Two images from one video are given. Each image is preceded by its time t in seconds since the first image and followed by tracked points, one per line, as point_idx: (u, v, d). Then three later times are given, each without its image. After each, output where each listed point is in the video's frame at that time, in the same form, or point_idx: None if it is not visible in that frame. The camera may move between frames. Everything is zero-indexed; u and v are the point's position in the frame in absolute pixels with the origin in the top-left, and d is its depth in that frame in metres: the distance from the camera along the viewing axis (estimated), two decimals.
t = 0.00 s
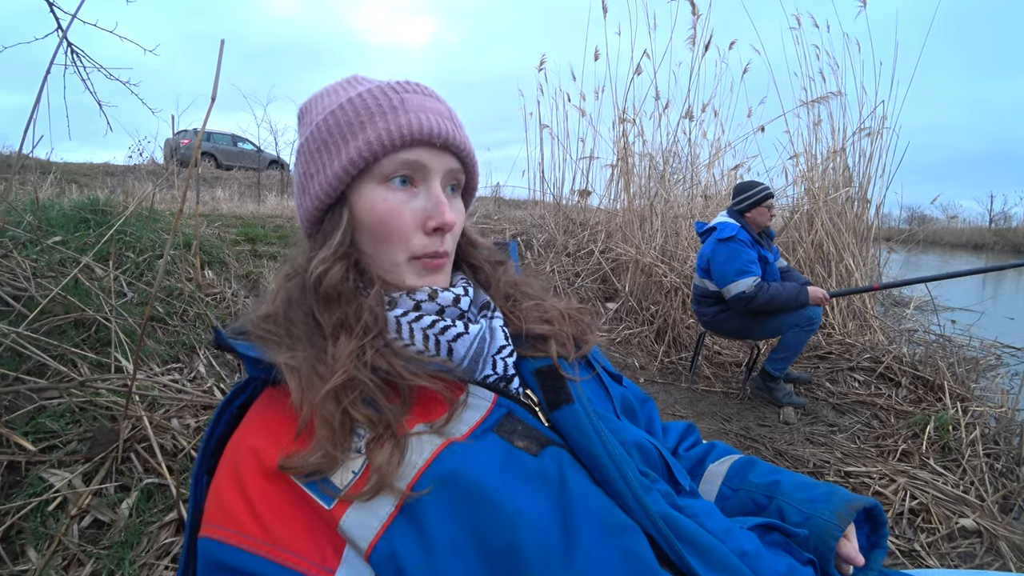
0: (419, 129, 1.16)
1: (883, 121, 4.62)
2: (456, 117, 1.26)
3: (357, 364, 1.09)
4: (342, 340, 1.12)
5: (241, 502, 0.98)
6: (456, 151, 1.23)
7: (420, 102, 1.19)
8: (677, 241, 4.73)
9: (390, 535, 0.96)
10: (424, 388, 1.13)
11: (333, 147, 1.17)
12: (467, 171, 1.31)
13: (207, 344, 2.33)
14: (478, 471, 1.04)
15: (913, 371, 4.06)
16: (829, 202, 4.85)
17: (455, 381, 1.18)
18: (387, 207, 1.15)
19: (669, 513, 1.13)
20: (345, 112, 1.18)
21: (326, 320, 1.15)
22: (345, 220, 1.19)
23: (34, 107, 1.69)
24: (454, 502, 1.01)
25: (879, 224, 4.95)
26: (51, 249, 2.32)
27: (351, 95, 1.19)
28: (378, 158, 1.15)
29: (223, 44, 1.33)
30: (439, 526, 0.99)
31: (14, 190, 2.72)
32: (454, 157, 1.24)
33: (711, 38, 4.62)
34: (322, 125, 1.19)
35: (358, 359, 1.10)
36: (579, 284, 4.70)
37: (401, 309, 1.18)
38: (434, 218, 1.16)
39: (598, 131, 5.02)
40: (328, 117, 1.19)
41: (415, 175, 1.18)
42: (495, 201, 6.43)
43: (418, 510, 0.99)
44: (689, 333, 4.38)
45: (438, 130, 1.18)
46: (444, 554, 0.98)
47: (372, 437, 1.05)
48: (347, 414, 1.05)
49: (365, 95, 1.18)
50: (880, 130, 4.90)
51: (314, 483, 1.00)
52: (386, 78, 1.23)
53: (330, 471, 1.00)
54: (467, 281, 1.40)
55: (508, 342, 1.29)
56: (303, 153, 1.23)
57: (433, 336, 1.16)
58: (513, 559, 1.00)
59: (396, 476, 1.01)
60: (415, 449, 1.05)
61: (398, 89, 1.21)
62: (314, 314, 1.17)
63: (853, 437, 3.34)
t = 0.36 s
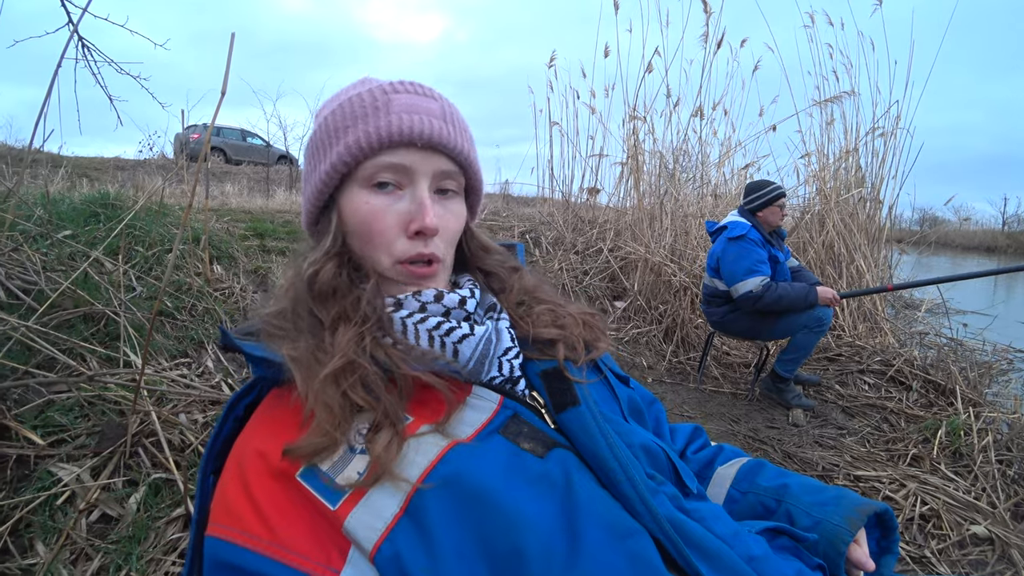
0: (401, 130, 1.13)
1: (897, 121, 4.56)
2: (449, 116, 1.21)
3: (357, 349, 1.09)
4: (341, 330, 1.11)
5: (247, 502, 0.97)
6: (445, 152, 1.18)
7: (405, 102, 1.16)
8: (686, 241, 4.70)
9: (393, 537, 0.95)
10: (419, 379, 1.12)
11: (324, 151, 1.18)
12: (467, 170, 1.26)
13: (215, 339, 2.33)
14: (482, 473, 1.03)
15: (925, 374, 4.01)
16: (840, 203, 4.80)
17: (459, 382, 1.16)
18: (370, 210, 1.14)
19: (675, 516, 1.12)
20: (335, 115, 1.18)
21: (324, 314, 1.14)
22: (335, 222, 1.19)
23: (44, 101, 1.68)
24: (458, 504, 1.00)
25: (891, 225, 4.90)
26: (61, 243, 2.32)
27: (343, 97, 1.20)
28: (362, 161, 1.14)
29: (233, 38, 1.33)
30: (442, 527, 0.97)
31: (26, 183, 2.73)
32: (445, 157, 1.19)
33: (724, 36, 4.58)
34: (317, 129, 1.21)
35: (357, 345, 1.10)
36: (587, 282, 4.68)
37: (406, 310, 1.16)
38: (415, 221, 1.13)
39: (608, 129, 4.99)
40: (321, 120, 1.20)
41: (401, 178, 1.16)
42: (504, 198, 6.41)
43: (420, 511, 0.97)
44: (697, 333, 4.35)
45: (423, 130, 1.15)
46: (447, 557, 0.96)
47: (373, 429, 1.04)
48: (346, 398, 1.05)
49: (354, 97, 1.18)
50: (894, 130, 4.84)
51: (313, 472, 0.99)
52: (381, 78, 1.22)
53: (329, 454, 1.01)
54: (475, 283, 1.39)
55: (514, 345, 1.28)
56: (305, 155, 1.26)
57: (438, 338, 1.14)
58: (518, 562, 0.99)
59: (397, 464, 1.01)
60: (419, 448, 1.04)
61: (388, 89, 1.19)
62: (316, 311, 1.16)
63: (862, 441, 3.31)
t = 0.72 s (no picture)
0: (405, 135, 1.12)
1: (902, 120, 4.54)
2: (460, 119, 1.19)
3: (348, 344, 1.10)
4: (330, 327, 1.11)
5: (248, 494, 0.99)
6: (451, 160, 1.17)
7: (414, 103, 1.14)
8: (689, 240, 4.70)
9: (393, 530, 0.96)
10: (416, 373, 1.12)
11: (331, 143, 1.19)
12: (477, 176, 1.24)
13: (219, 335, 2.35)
14: (483, 468, 1.04)
15: (928, 374, 4.00)
16: (845, 202, 4.78)
17: (461, 378, 1.18)
18: (367, 213, 1.14)
19: (675, 513, 1.13)
20: (346, 105, 1.18)
21: (314, 312, 1.15)
22: (332, 218, 1.20)
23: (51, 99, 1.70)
24: (458, 499, 1.01)
25: (895, 224, 4.88)
26: (68, 239, 2.35)
27: (357, 87, 1.19)
28: (365, 162, 1.14)
29: (236, 34, 1.36)
30: (443, 522, 0.98)
31: (34, 181, 2.76)
32: (451, 164, 1.18)
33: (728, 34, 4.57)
34: (329, 117, 1.21)
35: (347, 340, 1.11)
36: (590, 280, 4.68)
37: (408, 309, 1.16)
38: (412, 231, 1.13)
39: (612, 127, 4.99)
40: (334, 107, 1.20)
41: (402, 182, 1.15)
42: (507, 197, 6.42)
43: (420, 504, 0.98)
44: (700, 332, 4.35)
45: (427, 137, 1.13)
46: (448, 552, 0.97)
47: (369, 419, 1.05)
48: (339, 392, 1.06)
49: (367, 89, 1.17)
50: (899, 128, 4.83)
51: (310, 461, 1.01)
52: (396, 70, 1.20)
53: (325, 445, 1.01)
54: (477, 281, 1.40)
55: (516, 340, 1.29)
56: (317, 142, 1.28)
57: (440, 336, 1.15)
58: (518, 558, 1.00)
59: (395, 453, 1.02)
60: (419, 441, 1.05)
61: (399, 86, 1.17)
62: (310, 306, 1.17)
63: (865, 440, 3.30)
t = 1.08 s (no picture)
0: (455, 133, 1.16)
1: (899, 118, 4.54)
2: (495, 122, 1.25)
3: (360, 358, 1.11)
4: (343, 337, 1.13)
5: (250, 492, 1.00)
6: (489, 160, 1.22)
7: (460, 103, 1.18)
8: (688, 239, 4.72)
9: (398, 529, 0.97)
10: (430, 381, 1.14)
11: (364, 136, 1.17)
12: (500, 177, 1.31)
13: (219, 337, 2.36)
14: (488, 466, 1.05)
15: (927, 371, 4.01)
16: (843, 200, 4.79)
17: (466, 376, 1.19)
18: (409, 208, 1.15)
19: (678, 511, 1.14)
20: (382, 100, 1.17)
21: (328, 317, 1.17)
22: (365, 214, 1.18)
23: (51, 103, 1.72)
24: (463, 497, 1.02)
25: (894, 222, 4.89)
26: (68, 244, 2.36)
27: (392, 83, 1.19)
28: (408, 156, 1.15)
29: (235, 41, 1.40)
30: (448, 520, 0.99)
31: (34, 185, 2.77)
32: (486, 163, 1.23)
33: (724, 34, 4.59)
34: (357, 109, 1.19)
35: (360, 354, 1.12)
36: (589, 281, 4.69)
37: (414, 304, 1.17)
38: (454, 226, 1.16)
39: (610, 128, 5.00)
40: (364, 100, 1.18)
41: (444, 179, 1.18)
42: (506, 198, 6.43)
43: (425, 504, 0.99)
44: (699, 331, 4.36)
45: (475, 136, 1.18)
46: (453, 550, 0.98)
47: (378, 429, 1.05)
48: (350, 406, 1.07)
49: (407, 86, 1.18)
50: (897, 126, 4.83)
51: (319, 472, 1.01)
52: (430, 69, 1.22)
53: (335, 458, 1.01)
54: (482, 278, 1.40)
55: (520, 338, 1.30)
56: (333, 133, 1.23)
57: (446, 333, 1.15)
58: (521, 555, 1.01)
59: (403, 465, 1.02)
60: (424, 440, 1.06)
61: (440, 85, 1.20)
62: (320, 308, 1.19)
63: (864, 437, 3.31)
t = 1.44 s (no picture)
0: (469, 143, 1.16)
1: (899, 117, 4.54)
2: (501, 132, 1.26)
3: (366, 366, 1.10)
4: (349, 344, 1.12)
5: (253, 497, 0.99)
6: (497, 168, 1.23)
7: (471, 113, 1.19)
8: (688, 239, 4.71)
9: (401, 533, 0.96)
10: (436, 389, 1.14)
11: (376, 144, 1.16)
12: (502, 186, 1.31)
13: (219, 339, 2.35)
14: (490, 469, 1.04)
15: (928, 371, 4.01)
16: (843, 200, 4.79)
17: (468, 380, 1.18)
18: (423, 216, 1.15)
19: (680, 513, 1.13)
20: (394, 109, 1.17)
21: (336, 324, 1.16)
22: (379, 221, 1.18)
23: (50, 103, 1.71)
24: (465, 500, 1.01)
25: (894, 222, 4.89)
26: (66, 245, 2.35)
27: (402, 91, 1.18)
28: (422, 165, 1.15)
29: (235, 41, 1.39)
30: (451, 523, 0.99)
31: (32, 186, 2.76)
32: (494, 172, 1.24)
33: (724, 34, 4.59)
34: (367, 117, 1.18)
35: (366, 362, 1.11)
36: (589, 281, 4.69)
37: (416, 308, 1.17)
38: (465, 234, 1.16)
39: (609, 128, 5.00)
40: (375, 108, 1.18)
41: (455, 187, 1.17)
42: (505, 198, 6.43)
43: (428, 508, 0.99)
44: (699, 331, 4.36)
45: (486, 145, 1.19)
46: (456, 553, 0.97)
47: (381, 436, 1.05)
48: (354, 415, 1.06)
49: (418, 96, 1.18)
50: (896, 126, 4.83)
51: (322, 479, 1.00)
52: (438, 79, 1.23)
53: (338, 464, 1.01)
54: (482, 281, 1.39)
55: (521, 341, 1.29)
56: (340, 140, 1.22)
57: (447, 336, 1.15)
58: (524, 558, 1.00)
59: (407, 473, 1.01)
60: (426, 445, 1.06)
61: (451, 95, 1.21)
62: (324, 314, 1.18)
63: (865, 437, 3.31)
